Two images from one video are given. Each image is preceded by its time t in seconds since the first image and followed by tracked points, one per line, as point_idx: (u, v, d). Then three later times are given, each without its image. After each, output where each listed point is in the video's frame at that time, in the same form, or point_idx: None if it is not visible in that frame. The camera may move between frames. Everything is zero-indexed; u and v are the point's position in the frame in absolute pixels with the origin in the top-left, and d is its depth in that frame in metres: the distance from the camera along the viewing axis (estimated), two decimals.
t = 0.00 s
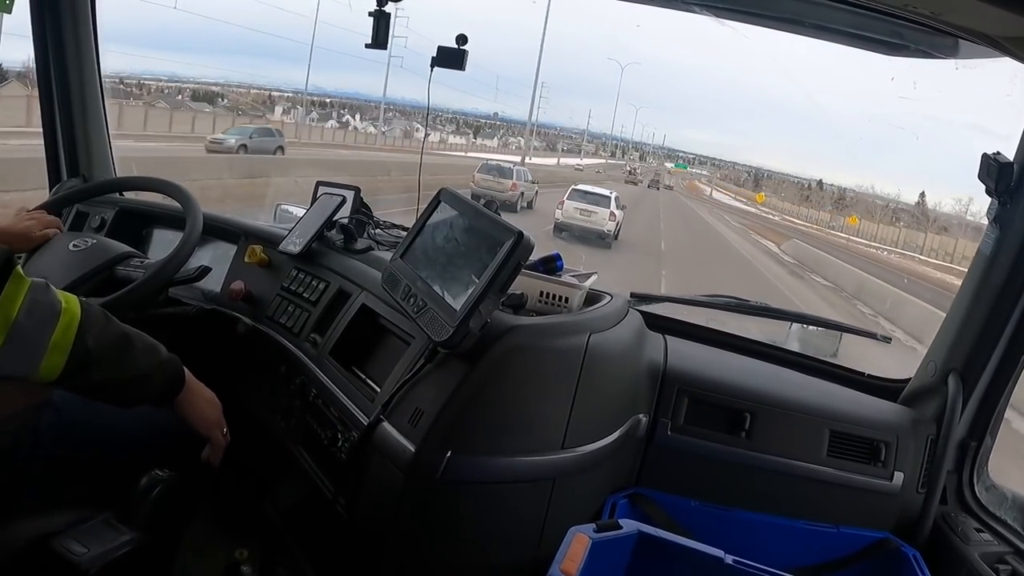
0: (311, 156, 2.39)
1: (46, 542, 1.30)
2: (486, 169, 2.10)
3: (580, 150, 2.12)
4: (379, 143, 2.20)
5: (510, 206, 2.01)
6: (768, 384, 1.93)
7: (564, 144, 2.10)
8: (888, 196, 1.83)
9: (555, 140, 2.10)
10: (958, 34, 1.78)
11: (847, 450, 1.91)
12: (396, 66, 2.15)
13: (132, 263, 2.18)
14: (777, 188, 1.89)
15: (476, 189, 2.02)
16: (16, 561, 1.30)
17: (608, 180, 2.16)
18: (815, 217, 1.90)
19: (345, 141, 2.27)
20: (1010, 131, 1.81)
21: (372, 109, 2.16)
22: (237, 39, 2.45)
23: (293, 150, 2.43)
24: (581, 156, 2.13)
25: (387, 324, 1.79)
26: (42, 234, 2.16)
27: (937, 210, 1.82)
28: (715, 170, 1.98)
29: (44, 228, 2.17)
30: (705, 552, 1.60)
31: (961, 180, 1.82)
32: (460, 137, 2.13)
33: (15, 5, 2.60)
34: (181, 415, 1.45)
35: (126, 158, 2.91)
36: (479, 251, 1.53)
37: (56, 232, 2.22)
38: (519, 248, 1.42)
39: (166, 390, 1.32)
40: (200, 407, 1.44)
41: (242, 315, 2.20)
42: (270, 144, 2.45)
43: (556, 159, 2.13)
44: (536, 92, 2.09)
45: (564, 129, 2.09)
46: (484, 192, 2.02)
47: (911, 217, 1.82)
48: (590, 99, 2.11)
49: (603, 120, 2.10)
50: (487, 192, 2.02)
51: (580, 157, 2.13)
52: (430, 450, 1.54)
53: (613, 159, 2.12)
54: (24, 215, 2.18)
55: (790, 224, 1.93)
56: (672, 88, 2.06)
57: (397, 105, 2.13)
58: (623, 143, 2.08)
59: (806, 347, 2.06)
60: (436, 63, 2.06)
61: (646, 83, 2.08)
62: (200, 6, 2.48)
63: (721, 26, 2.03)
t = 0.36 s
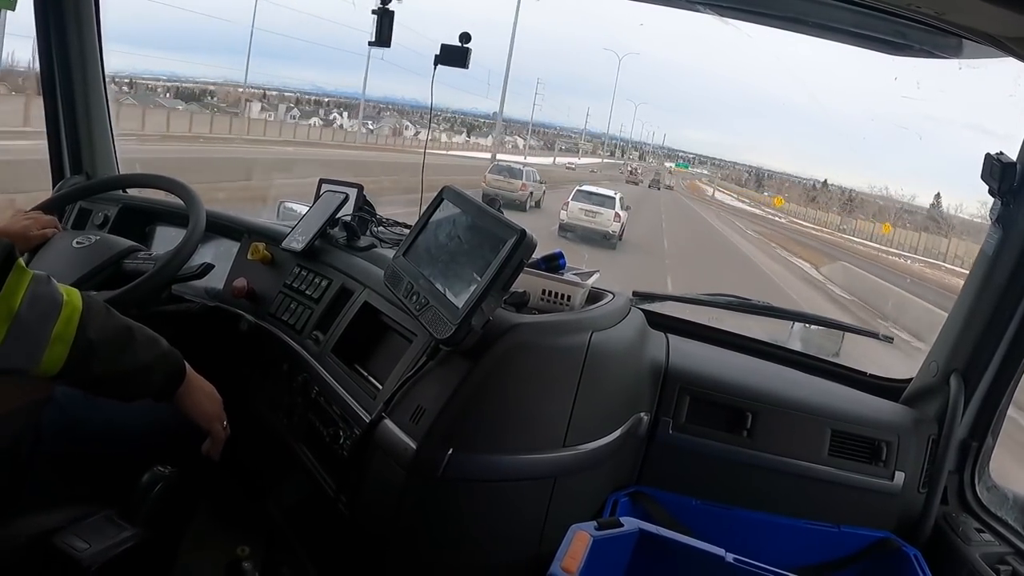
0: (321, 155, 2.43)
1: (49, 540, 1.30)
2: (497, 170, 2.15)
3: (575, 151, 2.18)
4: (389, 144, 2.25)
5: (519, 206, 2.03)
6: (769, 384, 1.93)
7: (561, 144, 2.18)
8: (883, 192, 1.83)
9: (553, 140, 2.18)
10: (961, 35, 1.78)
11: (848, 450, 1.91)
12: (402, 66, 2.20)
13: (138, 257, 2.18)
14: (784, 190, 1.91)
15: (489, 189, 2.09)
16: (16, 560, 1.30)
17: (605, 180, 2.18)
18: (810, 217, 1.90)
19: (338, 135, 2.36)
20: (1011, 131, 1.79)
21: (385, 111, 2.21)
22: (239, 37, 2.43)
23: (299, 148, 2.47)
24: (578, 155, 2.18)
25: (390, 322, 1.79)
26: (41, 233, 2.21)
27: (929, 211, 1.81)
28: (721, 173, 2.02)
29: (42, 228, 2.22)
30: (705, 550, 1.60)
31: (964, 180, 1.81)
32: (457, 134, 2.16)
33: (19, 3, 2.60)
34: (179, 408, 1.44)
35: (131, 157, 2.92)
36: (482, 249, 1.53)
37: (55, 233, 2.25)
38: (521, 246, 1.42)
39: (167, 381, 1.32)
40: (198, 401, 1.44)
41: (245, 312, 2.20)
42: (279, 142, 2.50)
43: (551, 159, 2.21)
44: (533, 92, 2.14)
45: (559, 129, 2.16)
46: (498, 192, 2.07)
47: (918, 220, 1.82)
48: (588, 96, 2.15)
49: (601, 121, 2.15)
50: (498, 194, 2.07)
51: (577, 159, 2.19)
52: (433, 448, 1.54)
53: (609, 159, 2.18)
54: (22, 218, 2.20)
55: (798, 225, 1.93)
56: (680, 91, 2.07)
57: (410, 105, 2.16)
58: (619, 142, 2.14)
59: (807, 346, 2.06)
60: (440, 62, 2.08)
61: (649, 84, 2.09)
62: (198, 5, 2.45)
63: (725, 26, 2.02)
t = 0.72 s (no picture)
0: (318, 154, 2.43)
1: (51, 541, 1.30)
2: (508, 171, 2.18)
3: (574, 150, 2.21)
4: (388, 142, 2.26)
5: (527, 206, 2.07)
6: (770, 385, 1.92)
7: (558, 143, 2.19)
8: (906, 193, 1.83)
9: (550, 138, 2.20)
10: (963, 35, 1.77)
11: (850, 451, 1.91)
12: (402, 67, 2.17)
13: (137, 261, 2.17)
14: (790, 184, 1.91)
15: (498, 190, 2.11)
16: (16, 561, 1.31)
17: (603, 179, 2.24)
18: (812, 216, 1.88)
19: (348, 139, 2.34)
20: (1013, 131, 1.78)
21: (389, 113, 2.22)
22: (241, 37, 2.44)
23: (300, 149, 2.46)
24: (577, 154, 2.21)
25: (392, 323, 1.79)
26: (47, 232, 2.21)
27: (928, 220, 1.83)
28: (726, 173, 2.01)
29: (47, 226, 2.22)
30: (708, 551, 1.59)
31: (966, 181, 1.81)
32: (447, 130, 2.18)
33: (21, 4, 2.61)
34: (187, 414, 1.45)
35: (132, 158, 2.91)
36: (484, 251, 1.53)
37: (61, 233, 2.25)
38: (523, 248, 1.42)
39: (172, 386, 1.33)
40: (203, 408, 1.44)
41: (247, 313, 2.20)
42: (279, 143, 2.49)
43: (548, 157, 2.22)
44: (528, 89, 2.15)
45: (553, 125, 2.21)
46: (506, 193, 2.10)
47: (924, 225, 1.83)
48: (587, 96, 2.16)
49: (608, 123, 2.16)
50: (507, 193, 2.10)
51: (574, 156, 2.22)
52: (435, 450, 1.54)
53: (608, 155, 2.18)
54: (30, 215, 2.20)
55: (804, 228, 1.92)
56: (672, 82, 2.11)
57: (416, 107, 2.15)
58: (622, 143, 2.15)
59: (810, 347, 2.06)
60: (441, 63, 2.08)
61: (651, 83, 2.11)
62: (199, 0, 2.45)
63: (726, 27, 2.00)
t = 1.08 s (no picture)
0: (316, 154, 2.45)
1: (52, 539, 1.30)
2: (516, 171, 2.21)
3: (573, 150, 2.21)
4: (384, 141, 2.26)
5: (534, 205, 2.09)
6: (770, 385, 1.92)
7: (555, 141, 2.19)
8: (912, 193, 1.82)
9: (547, 137, 2.19)
10: (964, 35, 1.76)
11: (850, 451, 1.91)
12: (402, 66, 2.16)
13: (142, 255, 2.17)
14: (796, 188, 1.90)
15: (506, 190, 2.14)
16: (17, 559, 1.32)
17: (599, 179, 2.27)
18: (809, 213, 1.91)
19: (330, 136, 2.39)
20: (1013, 131, 1.78)
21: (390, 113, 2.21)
22: (239, 36, 2.43)
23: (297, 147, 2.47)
24: (574, 153, 2.22)
25: (392, 322, 1.79)
26: (42, 234, 2.22)
27: (931, 213, 1.82)
28: (728, 172, 2.03)
29: (42, 228, 2.23)
30: (708, 551, 1.59)
31: (967, 181, 1.81)
32: (444, 129, 2.16)
33: (23, 3, 2.61)
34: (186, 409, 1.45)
35: (132, 157, 2.92)
36: (484, 250, 1.53)
37: (57, 233, 2.26)
38: (523, 247, 1.42)
39: (172, 384, 1.32)
40: (204, 402, 1.44)
41: (247, 312, 2.20)
42: (277, 142, 2.51)
43: (542, 156, 2.22)
44: (522, 86, 2.15)
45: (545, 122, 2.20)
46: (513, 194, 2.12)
47: (925, 220, 1.82)
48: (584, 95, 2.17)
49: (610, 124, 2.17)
50: (513, 193, 2.12)
51: (574, 155, 2.23)
52: (435, 449, 1.54)
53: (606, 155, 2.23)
54: (24, 218, 2.21)
55: (798, 229, 1.96)
56: (676, 83, 2.13)
57: (415, 107, 2.14)
58: (624, 142, 2.18)
59: (810, 347, 2.06)
60: (442, 63, 2.07)
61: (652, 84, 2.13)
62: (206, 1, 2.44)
63: (727, 26, 1.99)
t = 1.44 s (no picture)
0: (309, 152, 2.42)
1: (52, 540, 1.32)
2: (525, 171, 2.17)
3: (570, 150, 2.14)
4: (383, 138, 2.27)
5: (542, 204, 2.14)
6: (770, 386, 1.92)
7: (553, 140, 2.16)
8: (908, 193, 1.81)
9: (545, 136, 2.16)
10: (965, 37, 1.78)
11: (851, 453, 1.91)
12: (403, 66, 2.19)
13: (138, 262, 2.18)
14: (799, 188, 1.89)
15: (515, 188, 2.13)
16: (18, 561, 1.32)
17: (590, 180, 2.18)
18: (808, 212, 1.91)
19: (325, 134, 2.36)
20: (1012, 131, 1.78)
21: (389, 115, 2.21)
22: (240, 37, 2.43)
23: (291, 147, 2.45)
24: (572, 152, 2.14)
25: (393, 324, 1.79)
26: (49, 230, 2.21)
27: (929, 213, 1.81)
28: (727, 172, 2.00)
29: (49, 224, 2.22)
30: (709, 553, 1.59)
31: (967, 182, 1.81)
32: (435, 127, 2.16)
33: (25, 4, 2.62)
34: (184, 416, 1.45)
35: (132, 157, 2.92)
36: (484, 251, 1.53)
37: (62, 230, 2.26)
38: (524, 248, 1.42)
39: (172, 394, 1.32)
40: (201, 409, 1.44)
41: (247, 314, 2.20)
42: (274, 142, 2.47)
43: (532, 153, 2.18)
44: (516, 82, 2.11)
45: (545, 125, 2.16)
46: (522, 190, 2.13)
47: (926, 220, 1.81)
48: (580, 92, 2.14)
49: (607, 122, 2.13)
50: (522, 193, 2.13)
51: (574, 155, 2.14)
52: (436, 450, 1.54)
53: (602, 155, 2.15)
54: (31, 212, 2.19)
55: (797, 229, 1.96)
56: (676, 87, 2.08)
57: (415, 106, 2.16)
58: (623, 140, 2.12)
59: (811, 349, 2.06)
60: (442, 64, 2.09)
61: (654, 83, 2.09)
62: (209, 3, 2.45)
63: (727, 27, 2.02)
